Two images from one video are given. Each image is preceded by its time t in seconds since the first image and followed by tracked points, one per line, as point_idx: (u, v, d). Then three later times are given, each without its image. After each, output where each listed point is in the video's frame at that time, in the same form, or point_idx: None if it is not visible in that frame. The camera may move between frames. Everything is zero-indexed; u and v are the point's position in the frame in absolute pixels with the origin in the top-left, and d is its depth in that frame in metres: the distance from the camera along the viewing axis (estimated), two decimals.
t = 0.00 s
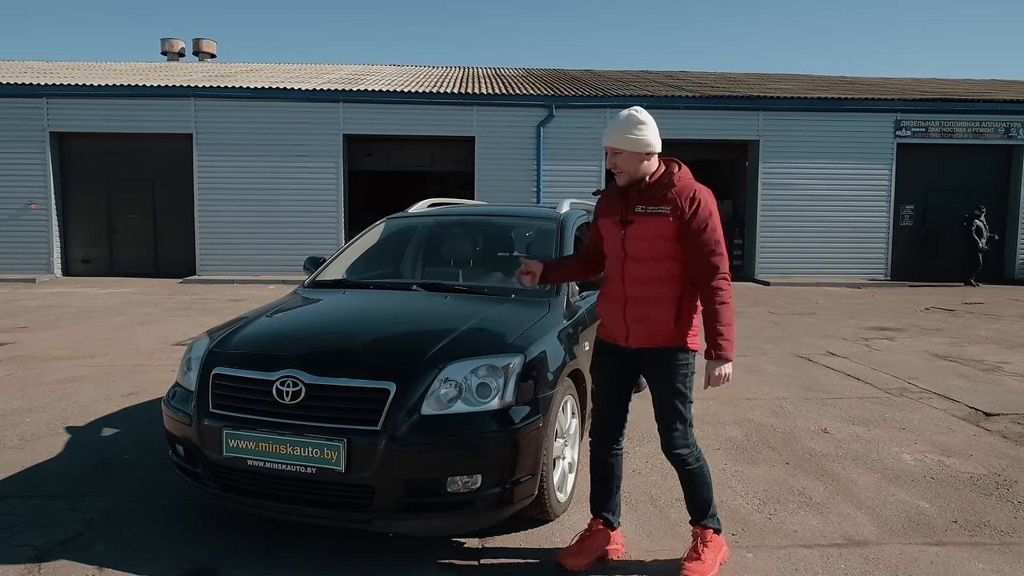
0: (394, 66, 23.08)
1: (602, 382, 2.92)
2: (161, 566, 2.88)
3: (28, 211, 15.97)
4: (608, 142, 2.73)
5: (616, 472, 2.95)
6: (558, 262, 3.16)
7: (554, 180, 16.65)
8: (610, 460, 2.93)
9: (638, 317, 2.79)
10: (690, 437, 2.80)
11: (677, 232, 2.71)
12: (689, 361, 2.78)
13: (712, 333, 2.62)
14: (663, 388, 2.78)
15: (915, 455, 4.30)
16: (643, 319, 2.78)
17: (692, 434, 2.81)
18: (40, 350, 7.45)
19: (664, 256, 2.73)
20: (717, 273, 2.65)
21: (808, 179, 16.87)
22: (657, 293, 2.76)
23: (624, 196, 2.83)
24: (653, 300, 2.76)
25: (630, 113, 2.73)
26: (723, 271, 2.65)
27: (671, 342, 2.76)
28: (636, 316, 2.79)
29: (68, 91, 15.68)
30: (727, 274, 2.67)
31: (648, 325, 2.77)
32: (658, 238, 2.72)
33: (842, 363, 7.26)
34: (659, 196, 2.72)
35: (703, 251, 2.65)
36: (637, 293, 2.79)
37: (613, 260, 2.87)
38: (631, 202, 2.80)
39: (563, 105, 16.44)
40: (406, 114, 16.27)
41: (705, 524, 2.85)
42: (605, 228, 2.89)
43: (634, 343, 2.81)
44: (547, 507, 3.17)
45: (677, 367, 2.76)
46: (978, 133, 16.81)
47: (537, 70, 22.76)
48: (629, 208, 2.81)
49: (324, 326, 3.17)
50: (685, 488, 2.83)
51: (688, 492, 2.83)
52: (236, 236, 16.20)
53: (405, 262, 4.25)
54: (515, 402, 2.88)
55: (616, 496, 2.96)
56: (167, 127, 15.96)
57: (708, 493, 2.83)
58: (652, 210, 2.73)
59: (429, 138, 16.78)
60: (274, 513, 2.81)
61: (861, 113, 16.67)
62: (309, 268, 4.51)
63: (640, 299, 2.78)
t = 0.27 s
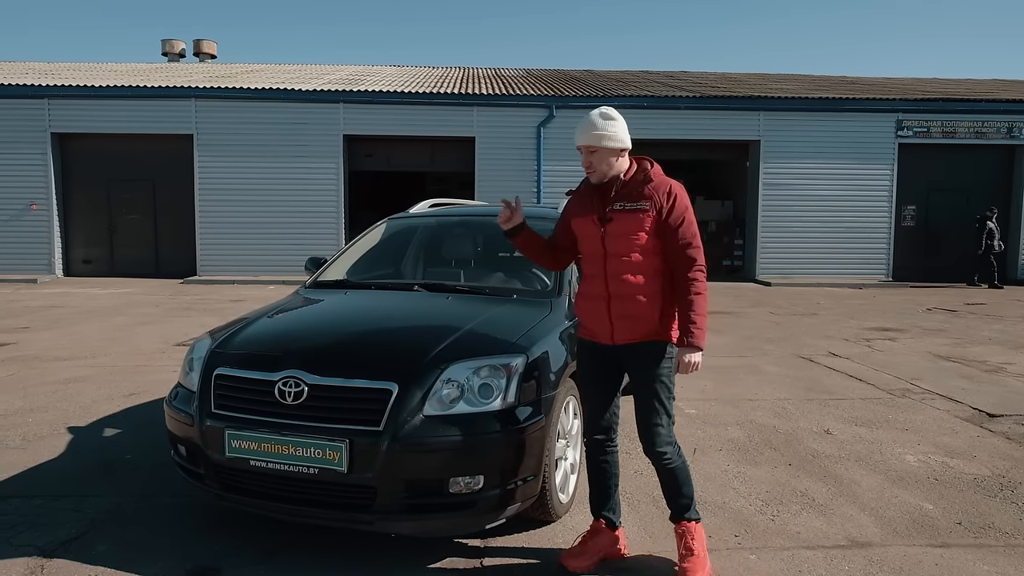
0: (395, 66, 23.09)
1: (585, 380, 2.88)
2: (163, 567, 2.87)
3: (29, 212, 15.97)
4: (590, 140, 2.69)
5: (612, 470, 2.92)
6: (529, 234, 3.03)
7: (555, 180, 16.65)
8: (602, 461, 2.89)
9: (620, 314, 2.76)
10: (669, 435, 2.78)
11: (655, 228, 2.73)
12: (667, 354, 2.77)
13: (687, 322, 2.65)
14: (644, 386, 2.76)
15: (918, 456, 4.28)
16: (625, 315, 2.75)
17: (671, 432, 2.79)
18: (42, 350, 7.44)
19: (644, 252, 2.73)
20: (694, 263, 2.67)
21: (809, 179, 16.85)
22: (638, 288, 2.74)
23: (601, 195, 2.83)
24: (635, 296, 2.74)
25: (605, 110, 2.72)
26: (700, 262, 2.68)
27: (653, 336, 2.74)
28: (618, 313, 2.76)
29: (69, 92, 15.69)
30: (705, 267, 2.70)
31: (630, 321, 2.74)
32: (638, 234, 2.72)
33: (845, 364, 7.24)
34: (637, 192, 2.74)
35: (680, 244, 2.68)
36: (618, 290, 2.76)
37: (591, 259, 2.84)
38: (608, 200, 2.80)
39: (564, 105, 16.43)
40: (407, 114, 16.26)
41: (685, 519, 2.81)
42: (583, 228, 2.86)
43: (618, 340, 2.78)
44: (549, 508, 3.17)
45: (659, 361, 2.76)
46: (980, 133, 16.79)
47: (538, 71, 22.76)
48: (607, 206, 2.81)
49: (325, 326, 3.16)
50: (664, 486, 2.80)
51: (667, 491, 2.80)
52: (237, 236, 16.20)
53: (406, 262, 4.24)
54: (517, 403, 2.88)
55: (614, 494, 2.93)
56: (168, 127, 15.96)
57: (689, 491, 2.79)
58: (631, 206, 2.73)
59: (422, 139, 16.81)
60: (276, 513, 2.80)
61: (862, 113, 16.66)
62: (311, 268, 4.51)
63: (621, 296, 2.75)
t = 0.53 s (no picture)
0: (396, 66, 23.08)
1: (581, 380, 2.85)
2: (166, 566, 2.86)
3: (32, 212, 15.99)
4: (596, 136, 2.67)
5: (612, 471, 2.89)
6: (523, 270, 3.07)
7: (556, 180, 16.63)
8: (604, 460, 2.87)
9: (617, 313, 2.72)
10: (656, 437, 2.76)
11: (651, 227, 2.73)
12: (661, 353, 2.75)
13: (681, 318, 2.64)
14: (638, 387, 2.74)
15: (922, 458, 4.27)
16: (622, 314, 2.72)
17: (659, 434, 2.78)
18: (45, 350, 7.44)
19: (640, 250, 2.72)
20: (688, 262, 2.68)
21: (812, 179, 16.81)
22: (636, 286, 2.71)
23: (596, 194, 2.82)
24: (632, 295, 2.71)
25: (606, 108, 2.73)
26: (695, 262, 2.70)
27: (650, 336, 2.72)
28: (616, 312, 2.73)
29: (72, 92, 15.71)
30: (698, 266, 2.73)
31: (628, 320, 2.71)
32: (636, 232, 2.71)
33: (847, 364, 7.22)
34: (633, 191, 2.73)
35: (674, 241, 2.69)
36: (616, 288, 2.72)
37: (586, 258, 2.80)
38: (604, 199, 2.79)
39: (565, 105, 16.41)
40: (409, 115, 16.26)
41: (660, 527, 2.79)
42: (578, 228, 2.83)
43: (615, 340, 2.74)
44: (551, 508, 3.16)
45: (656, 360, 2.74)
46: (985, 132, 16.70)
47: (539, 71, 22.74)
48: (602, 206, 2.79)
49: (327, 326, 3.15)
50: (644, 489, 2.78)
51: (646, 494, 2.78)
52: (239, 236, 16.21)
53: (408, 262, 4.23)
54: (519, 403, 2.87)
55: (615, 494, 2.90)
56: (170, 127, 15.97)
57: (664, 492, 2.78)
58: (628, 205, 2.72)
59: (422, 139, 16.81)
60: (279, 513, 2.79)
61: (865, 112, 16.62)
62: (313, 268, 4.50)
63: (619, 294, 2.72)
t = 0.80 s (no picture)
0: (402, 67, 23.11)
1: (588, 382, 2.82)
2: (174, 565, 2.86)
3: (41, 213, 16.08)
4: (606, 134, 2.65)
5: (620, 472, 2.87)
6: (519, 233, 2.95)
7: (562, 180, 16.62)
8: (612, 462, 2.85)
9: (627, 314, 2.71)
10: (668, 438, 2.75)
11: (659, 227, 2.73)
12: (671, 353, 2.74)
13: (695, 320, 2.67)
14: (647, 388, 2.73)
15: (932, 460, 4.23)
16: (632, 315, 2.70)
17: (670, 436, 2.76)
18: (54, 350, 7.48)
19: (649, 251, 2.71)
20: (697, 263, 2.71)
21: (819, 179, 16.75)
22: (646, 287, 2.71)
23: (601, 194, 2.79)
24: (642, 296, 2.70)
25: (613, 107, 2.71)
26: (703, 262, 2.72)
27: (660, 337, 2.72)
28: (626, 313, 2.71)
29: (81, 94, 15.80)
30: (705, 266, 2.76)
31: (639, 322, 2.69)
32: (645, 232, 2.70)
33: (855, 365, 7.19)
34: (641, 190, 2.72)
35: (682, 242, 2.71)
36: (626, 289, 2.71)
37: (594, 258, 2.77)
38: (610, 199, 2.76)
39: (571, 105, 16.40)
40: (415, 115, 16.28)
41: (669, 528, 2.78)
42: (584, 228, 2.80)
43: (624, 342, 2.72)
44: (558, 509, 3.15)
45: (667, 360, 2.73)
46: (994, 131, 16.63)
47: (545, 71, 22.74)
48: (608, 206, 2.77)
49: (333, 326, 3.15)
50: (655, 491, 2.77)
51: (656, 496, 2.77)
52: (247, 236, 16.26)
53: (414, 262, 4.23)
54: (527, 403, 2.86)
55: (622, 495, 2.88)
56: (178, 128, 16.04)
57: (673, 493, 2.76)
58: (636, 205, 2.70)
59: (428, 139, 16.82)
60: (287, 512, 2.79)
61: (873, 112, 16.55)
62: (320, 268, 4.50)
63: (629, 295, 2.70)
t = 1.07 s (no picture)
0: (412, 68, 23.17)
1: (599, 384, 2.81)
2: (186, 563, 2.88)
3: (55, 213, 16.22)
4: (625, 135, 2.63)
5: (631, 474, 2.86)
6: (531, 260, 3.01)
7: (571, 180, 16.59)
8: (623, 463, 2.84)
9: (642, 316, 2.69)
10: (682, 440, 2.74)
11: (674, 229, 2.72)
12: (684, 355, 2.73)
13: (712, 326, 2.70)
14: (660, 389, 2.73)
15: (945, 462, 4.20)
16: (648, 318, 2.69)
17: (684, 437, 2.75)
18: (67, 349, 7.54)
19: (664, 252, 2.70)
20: (710, 266, 2.72)
21: (831, 179, 16.65)
22: (661, 289, 2.69)
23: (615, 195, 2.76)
24: (657, 298, 2.69)
25: (631, 108, 2.70)
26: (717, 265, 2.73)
27: (674, 339, 2.71)
28: (641, 316, 2.69)
29: (94, 95, 15.93)
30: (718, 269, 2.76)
31: (654, 324, 2.68)
32: (662, 235, 2.69)
33: (868, 366, 7.14)
34: (657, 192, 2.70)
35: (697, 245, 2.71)
36: (641, 291, 2.69)
37: (608, 260, 2.75)
38: (625, 201, 2.74)
39: (581, 105, 16.38)
40: (425, 116, 16.31)
41: (679, 529, 2.77)
42: (598, 230, 2.77)
43: (639, 344, 2.71)
44: (569, 510, 3.14)
45: (681, 362, 2.72)
46: (1009, 130, 16.49)
47: (555, 71, 22.72)
48: (623, 208, 2.74)
49: (344, 326, 3.16)
50: (666, 492, 2.76)
51: (667, 497, 2.76)
52: (257, 237, 16.34)
53: (424, 263, 4.24)
54: (537, 404, 2.85)
55: (633, 497, 2.87)
56: (189, 130, 16.14)
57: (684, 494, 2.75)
58: (652, 207, 2.69)
59: (438, 140, 16.85)
60: (297, 511, 2.81)
61: (885, 111, 16.44)
62: (331, 268, 4.52)
63: (644, 297, 2.69)
